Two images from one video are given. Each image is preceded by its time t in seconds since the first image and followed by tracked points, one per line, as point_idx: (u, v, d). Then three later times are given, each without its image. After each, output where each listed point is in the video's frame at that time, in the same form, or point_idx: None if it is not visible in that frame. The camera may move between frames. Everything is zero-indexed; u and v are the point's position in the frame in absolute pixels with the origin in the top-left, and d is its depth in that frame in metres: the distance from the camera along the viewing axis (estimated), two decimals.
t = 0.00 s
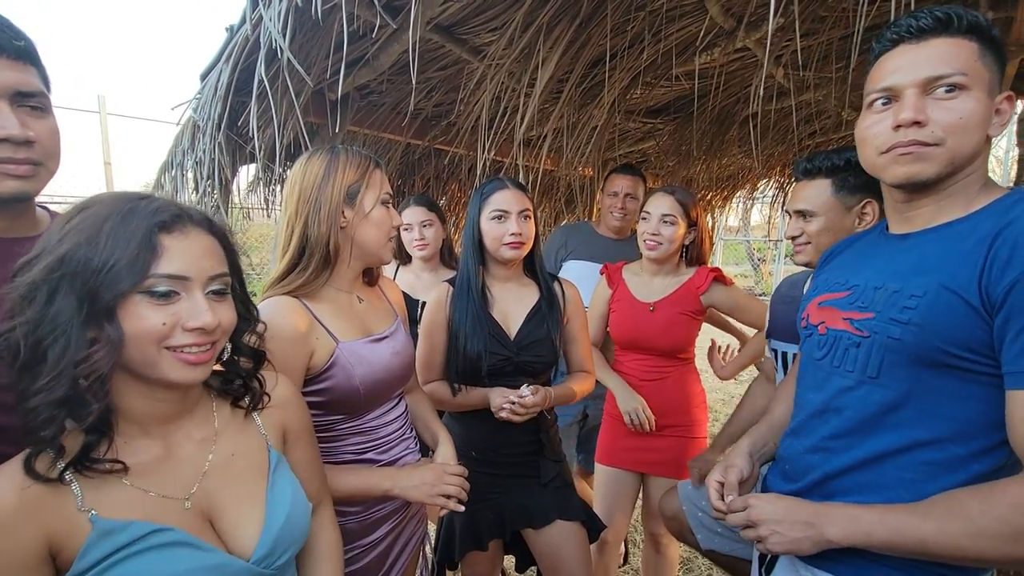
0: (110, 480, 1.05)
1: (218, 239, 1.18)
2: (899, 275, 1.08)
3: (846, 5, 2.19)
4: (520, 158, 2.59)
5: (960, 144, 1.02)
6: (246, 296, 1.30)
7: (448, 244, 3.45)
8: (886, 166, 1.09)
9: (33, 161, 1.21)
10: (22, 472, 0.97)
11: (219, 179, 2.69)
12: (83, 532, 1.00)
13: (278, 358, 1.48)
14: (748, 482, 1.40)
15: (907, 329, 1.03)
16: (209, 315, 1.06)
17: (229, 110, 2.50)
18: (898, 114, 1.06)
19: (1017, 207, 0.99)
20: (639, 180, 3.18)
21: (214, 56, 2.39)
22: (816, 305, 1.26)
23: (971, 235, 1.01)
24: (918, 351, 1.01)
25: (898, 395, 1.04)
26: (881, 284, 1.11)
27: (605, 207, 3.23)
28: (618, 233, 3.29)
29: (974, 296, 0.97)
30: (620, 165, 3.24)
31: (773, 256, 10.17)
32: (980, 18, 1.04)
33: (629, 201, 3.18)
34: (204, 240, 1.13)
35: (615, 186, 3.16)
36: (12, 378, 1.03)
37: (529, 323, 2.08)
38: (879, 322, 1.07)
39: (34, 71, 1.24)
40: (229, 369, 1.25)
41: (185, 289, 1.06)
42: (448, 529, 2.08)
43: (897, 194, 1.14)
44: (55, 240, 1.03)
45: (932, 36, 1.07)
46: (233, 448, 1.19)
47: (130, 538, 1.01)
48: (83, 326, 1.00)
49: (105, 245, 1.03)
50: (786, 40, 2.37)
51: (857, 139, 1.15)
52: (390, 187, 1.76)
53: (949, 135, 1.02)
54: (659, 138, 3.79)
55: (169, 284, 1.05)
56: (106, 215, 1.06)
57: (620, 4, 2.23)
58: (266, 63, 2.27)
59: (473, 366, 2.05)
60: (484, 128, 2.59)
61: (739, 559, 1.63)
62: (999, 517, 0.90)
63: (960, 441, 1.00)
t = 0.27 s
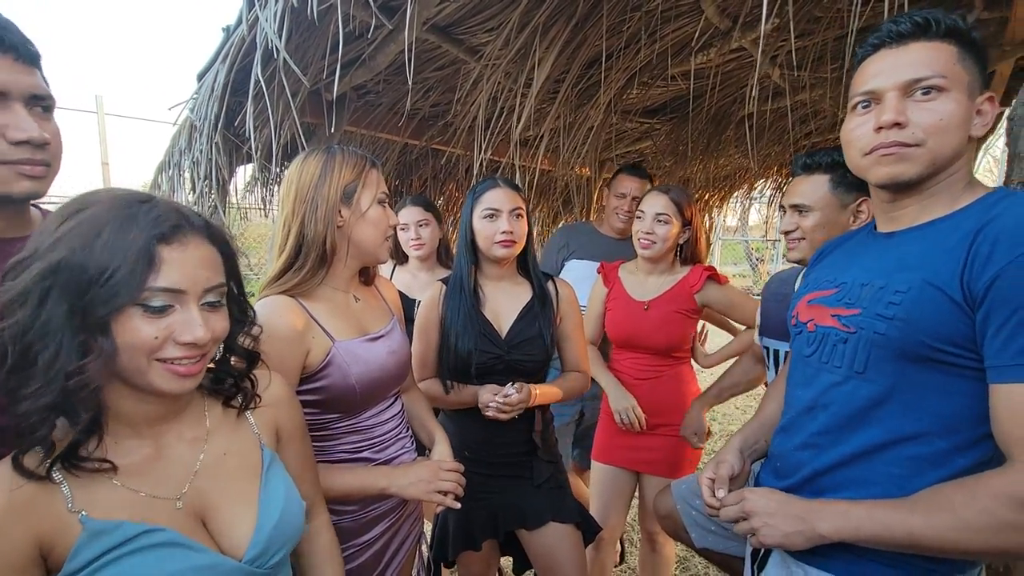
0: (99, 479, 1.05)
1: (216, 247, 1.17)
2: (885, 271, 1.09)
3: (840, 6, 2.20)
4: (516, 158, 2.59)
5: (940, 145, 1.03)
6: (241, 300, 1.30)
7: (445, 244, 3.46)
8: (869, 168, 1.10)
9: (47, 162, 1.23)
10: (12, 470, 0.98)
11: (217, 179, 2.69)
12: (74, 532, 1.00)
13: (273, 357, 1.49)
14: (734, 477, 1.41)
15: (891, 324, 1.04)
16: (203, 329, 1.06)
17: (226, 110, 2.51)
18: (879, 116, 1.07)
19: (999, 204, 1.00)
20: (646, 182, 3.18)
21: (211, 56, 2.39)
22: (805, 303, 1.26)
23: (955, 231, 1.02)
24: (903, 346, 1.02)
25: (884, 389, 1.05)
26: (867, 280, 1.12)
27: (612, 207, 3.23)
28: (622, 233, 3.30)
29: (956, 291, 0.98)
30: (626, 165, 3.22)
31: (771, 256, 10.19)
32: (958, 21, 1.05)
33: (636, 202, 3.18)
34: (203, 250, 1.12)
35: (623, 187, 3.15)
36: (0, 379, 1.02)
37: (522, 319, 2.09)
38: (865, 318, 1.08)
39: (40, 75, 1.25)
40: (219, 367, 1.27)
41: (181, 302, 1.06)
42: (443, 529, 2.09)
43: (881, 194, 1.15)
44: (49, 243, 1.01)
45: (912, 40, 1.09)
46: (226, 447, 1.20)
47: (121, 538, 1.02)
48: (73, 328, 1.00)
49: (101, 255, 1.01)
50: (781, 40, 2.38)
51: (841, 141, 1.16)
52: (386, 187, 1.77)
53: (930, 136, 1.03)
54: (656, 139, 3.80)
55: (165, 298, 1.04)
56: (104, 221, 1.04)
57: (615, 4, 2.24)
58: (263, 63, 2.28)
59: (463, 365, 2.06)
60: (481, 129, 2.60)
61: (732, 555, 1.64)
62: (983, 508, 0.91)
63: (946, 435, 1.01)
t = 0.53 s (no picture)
0: (95, 481, 1.05)
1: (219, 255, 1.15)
2: (872, 269, 1.10)
3: (834, 6, 2.21)
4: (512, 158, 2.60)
5: (922, 145, 1.04)
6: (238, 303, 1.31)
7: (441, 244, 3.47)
8: (854, 169, 1.11)
9: (47, 165, 1.24)
10: (8, 472, 0.98)
11: (213, 179, 2.69)
12: (67, 533, 1.00)
13: (272, 358, 1.48)
14: (726, 474, 1.42)
15: (877, 321, 1.05)
16: (202, 340, 1.05)
17: (222, 110, 2.51)
18: (861, 118, 1.08)
19: (983, 202, 1.01)
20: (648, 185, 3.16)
21: (207, 56, 2.39)
22: (795, 301, 1.27)
23: (939, 229, 1.03)
24: (889, 343, 1.03)
25: (870, 385, 1.06)
26: (854, 278, 1.13)
27: (610, 210, 3.25)
28: (620, 233, 3.30)
29: (940, 287, 0.99)
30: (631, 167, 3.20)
31: (768, 256, 10.23)
32: (939, 24, 1.07)
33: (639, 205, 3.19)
34: (207, 260, 1.10)
35: (623, 191, 3.16)
36: None
37: (517, 318, 2.10)
38: (851, 315, 1.09)
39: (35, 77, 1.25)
40: (213, 368, 1.26)
41: (183, 312, 1.05)
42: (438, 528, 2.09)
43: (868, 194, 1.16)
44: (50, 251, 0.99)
45: (895, 43, 1.10)
46: (217, 446, 1.20)
47: (114, 540, 1.02)
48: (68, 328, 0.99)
49: (104, 266, 1.00)
50: (776, 40, 2.38)
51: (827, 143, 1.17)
52: (380, 187, 1.78)
53: (912, 136, 1.04)
54: (652, 139, 3.81)
55: (167, 308, 1.04)
56: (108, 228, 1.02)
57: (610, 5, 2.25)
58: (258, 64, 2.28)
59: (456, 364, 2.06)
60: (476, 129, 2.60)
61: (725, 555, 1.65)
62: (963, 502, 0.92)
63: (932, 431, 1.02)
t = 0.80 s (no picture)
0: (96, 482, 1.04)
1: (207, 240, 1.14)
2: (871, 268, 1.10)
3: (833, 4, 2.21)
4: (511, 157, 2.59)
5: (919, 143, 1.03)
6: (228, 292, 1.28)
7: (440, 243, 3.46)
8: (851, 168, 1.11)
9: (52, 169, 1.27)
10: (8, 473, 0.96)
11: (212, 178, 2.68)
12: (69, 534, 0.99)
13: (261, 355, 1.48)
14: (726, 474, 1.42)
15: (876, 320, 1.04)
16: (211, 321, 1.07)
17: (220, 109, 2.50)
18: (857, 117, 1.08)
19: (982, 201, 1.00)
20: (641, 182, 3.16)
21: (205, 55, 2.39)
22: (794, 301, 1.27)
23: (938, 228, 1.03)
24: (888, 343, 1.03)
25: (870, 385, 1.05)
26: (853, 278, 1.12)
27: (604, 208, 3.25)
28: (615, 233, 3.29)
29: (939, 286, 0.98)
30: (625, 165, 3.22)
31: (769, 255, 10.22)
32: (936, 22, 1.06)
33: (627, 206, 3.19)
34: (196, 244, 1.10)
35: (616, 189, 3.16)
36: None
37: (517, 318, 2.10)
38: (850, 315, 1.09)
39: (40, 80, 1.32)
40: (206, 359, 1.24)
41: (187, 295, 1.06)
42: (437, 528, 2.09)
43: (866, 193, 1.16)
44: (43, 255, 0.96)
45: (892, 41, 1.09)
46: (216, 446, 1.19)
47: (115, 541, 1.01)
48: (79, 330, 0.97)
49: (104, 265, 0.98)
50: (775, 38, 2.38)
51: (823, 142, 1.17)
52: (374, 185, 1.77)
53: (908, 134, 1.03)
54: (652, 138, 3.80)
55: (171, 293, 1.03)
56: (94, 226, 0.99)
57: (609, 3, 2.25)
58: (256, 63, 2.28)
59: (454, 363, 2.05)
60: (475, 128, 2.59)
61: (726, 555, 1.65)
62: (961, 501, 0.91)
63: (931, 431, 1.01)
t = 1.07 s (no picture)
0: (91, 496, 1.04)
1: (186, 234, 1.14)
2: (871, 268, 1.09)
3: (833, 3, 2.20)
4: (511, 157, 2.58)
5: (916, 143, 1.03)
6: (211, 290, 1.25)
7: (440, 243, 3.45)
8: (849, 169, 1.10)
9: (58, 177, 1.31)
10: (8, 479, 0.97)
11: (211, 179, 2.68)
12: (67, 543, 1.00)
13: (247, 353, 1.50)
14: (726, 475, 1.42)
15: (876, 321, 1.04)
16: (202, 309, 1.06)
17: (218, 109, 2.50)
18: (853, 118, 1.08)
19: (981, 200, 1.00)
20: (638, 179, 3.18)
21: (203, 55, 2.39)
22: (794, 302, 1.26)
23: (937, 228, 1.02)
24: (888, 343, 1.02)
25: (870, 386, 1.05)
26: (853, 278, 1.12)
27: (603, 205, 3.24)
28: (614, 231, 3.29)
29: (938, 287, 0.98)
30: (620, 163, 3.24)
31: (769, 254, 10.23)
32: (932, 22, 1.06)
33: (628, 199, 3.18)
34: (176, 236, 1.10)
35: (613, 185, 3.16)
36: None
37: (518, 318, 2.10)
38: (850, 316, 1.08)
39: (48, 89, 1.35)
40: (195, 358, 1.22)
41: (173, 286, 1.05)
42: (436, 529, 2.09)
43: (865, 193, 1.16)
44: (24, 258, 0.94)
45: (888, 42, 1.09)
46: (214, 447, 1.19)
47: (113, 550, 1.02)
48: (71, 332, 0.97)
49: (88, 263, 0.97)
50: (775, 37, 2.37)
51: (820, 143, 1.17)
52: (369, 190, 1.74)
53: (904, 135, 1.03)
54: (651, 137, 3.80)
55: (158, 284, 1.03)
56: (70, 222, 0.98)
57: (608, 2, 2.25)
58: (255, 63, 2.28)
59: (455, 363, 2.06)
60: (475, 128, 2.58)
61: (726, 554, 1.65)
62: (961, 503, 0.91)
63: (933, 431, 1.01)
